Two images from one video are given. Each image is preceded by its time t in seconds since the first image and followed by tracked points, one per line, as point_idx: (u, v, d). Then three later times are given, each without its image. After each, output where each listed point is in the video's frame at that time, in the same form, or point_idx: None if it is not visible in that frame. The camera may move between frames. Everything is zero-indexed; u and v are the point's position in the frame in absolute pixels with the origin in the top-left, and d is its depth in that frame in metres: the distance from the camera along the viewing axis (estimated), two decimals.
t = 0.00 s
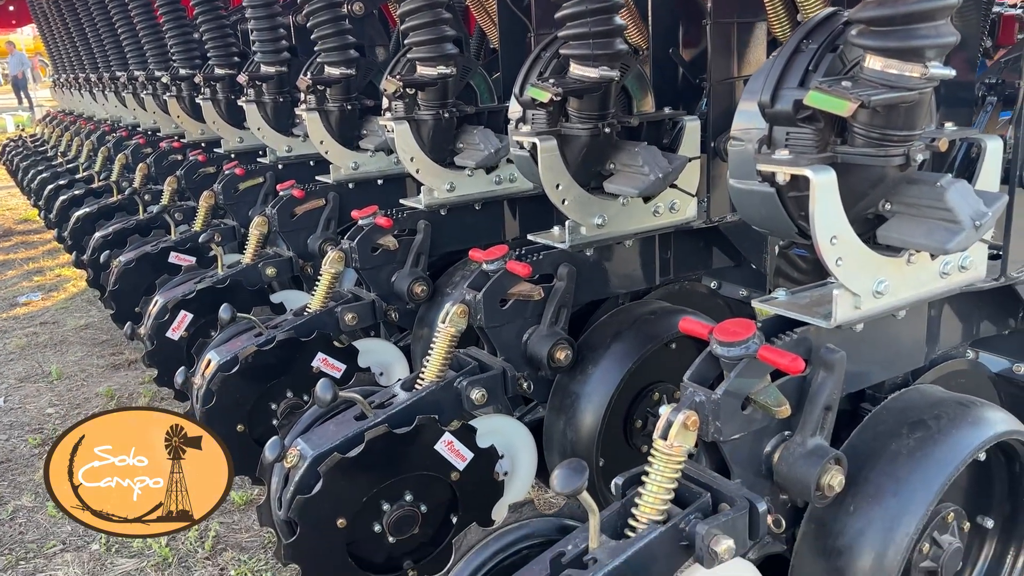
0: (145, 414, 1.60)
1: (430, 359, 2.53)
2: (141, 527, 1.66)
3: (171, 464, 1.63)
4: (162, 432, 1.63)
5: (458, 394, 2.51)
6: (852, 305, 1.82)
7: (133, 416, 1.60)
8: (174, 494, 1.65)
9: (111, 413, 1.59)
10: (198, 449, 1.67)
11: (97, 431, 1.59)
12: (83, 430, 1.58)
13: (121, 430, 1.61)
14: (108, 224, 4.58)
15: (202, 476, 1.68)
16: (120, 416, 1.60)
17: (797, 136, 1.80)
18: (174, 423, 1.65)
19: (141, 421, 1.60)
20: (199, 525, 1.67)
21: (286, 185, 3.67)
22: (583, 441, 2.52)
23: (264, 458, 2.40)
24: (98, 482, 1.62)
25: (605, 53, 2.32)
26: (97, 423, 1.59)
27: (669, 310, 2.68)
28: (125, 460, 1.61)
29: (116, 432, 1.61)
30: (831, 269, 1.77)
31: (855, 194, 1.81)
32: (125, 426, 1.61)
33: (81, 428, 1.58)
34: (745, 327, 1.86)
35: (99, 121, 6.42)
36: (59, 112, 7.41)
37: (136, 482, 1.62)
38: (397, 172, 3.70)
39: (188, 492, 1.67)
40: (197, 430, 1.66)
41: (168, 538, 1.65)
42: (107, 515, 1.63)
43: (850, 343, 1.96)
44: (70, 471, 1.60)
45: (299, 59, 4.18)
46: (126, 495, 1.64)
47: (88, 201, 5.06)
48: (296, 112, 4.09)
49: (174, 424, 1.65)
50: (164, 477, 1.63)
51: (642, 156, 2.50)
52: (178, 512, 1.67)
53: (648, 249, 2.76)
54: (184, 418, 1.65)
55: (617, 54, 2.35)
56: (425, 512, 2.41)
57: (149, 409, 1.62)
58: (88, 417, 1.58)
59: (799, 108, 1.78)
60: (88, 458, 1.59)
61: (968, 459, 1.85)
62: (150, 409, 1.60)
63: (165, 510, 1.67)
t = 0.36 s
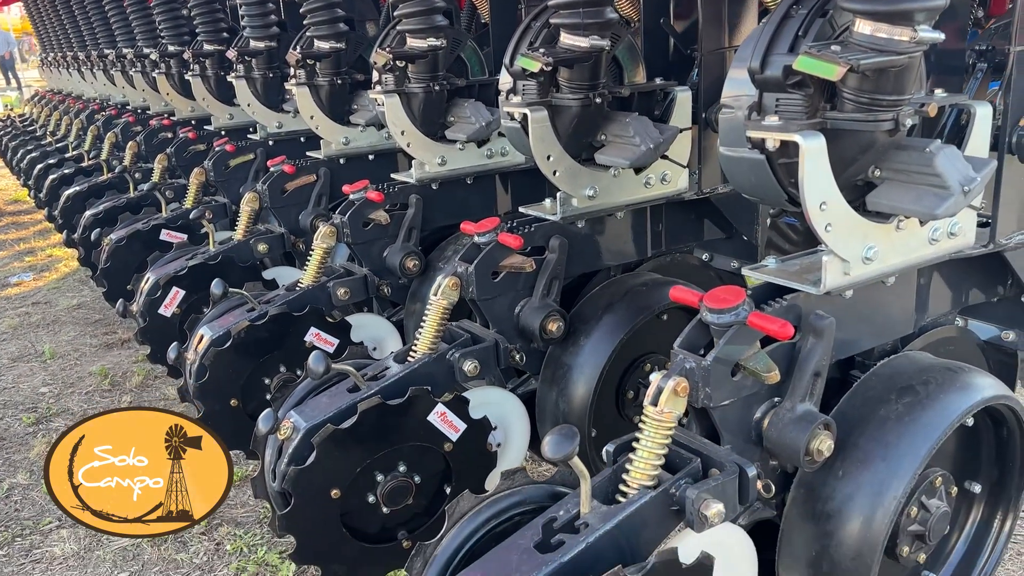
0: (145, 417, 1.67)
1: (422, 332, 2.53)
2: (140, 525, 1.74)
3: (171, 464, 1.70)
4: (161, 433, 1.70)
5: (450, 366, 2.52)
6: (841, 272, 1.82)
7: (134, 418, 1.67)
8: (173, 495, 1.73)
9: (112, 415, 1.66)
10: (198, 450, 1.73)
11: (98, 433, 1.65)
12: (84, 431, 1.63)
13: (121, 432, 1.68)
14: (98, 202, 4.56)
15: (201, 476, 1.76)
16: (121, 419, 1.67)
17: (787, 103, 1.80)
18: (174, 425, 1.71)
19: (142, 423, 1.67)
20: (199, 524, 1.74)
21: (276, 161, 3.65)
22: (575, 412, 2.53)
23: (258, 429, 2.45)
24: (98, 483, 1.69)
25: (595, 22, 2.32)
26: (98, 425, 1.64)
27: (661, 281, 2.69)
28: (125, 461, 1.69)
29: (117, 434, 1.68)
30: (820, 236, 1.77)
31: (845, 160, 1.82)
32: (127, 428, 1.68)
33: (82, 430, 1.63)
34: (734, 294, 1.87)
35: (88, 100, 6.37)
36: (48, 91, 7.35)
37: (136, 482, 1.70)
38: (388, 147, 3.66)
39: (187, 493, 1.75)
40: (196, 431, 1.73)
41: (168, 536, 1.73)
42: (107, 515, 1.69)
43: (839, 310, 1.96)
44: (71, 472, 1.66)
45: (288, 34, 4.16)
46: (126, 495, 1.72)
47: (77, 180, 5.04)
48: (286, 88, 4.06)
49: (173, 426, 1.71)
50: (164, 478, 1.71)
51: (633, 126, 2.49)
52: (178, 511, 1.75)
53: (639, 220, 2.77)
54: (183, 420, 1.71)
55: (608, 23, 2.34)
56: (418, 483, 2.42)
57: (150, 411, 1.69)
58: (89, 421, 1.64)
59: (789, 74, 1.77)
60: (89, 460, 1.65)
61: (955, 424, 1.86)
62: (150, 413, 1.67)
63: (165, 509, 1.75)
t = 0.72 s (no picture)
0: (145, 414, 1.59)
1: (414, 302, 2.54)
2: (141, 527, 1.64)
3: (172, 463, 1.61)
4: (161, 432, 1.61)
5: (442, 337, 2.52)
6: (829, 236, 1.83)
7: (134, 416, 1.59)
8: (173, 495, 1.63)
9: (112, 413, 1.57)
10: (198, 450, 1.63)
11: (98, 432, 1.56)
12: (83, 431, 1.54)
13: (123, 430, 1.59)
14: (87, 179, 4.54)
15: (203, 477, 1.65)
16: (122, 416, 1.58)
17: (775, 66, 1.80)
18: (175, 423, 1.62)
19: (142, 421, 1.59)
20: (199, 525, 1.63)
21: (266, 135, 3.63)
22: (567, 381, 2.53)
23: (250, 400, 2.46)
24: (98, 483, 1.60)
25: None
26: (98, 423, 1.55)
27: (652, 251, 2.69)
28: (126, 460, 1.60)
29: (117, 433, 1.59)
30: (809, 199, 1.78)
31: (833, 123, 1.82)
32: (127, 427, 1.59)
33: (81, 429, 1.54)
34: (723, 259, 1.87)
35: (76, 78, 6.31)
36: (36, 69, 7.28)
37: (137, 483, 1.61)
38: (378, 121, 3.64)
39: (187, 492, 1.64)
40: (197, 430, 1.63)
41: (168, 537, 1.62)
42: (106, 516, 1.60)
43: (828, 274, 1.97)
44: (70, 471, 1.57)
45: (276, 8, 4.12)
46: (126, 495, 1.62)
47: (67, 158, 5.02)
48: (275, 63, 4.04)
49: (174, 425, 1.62)
50: (164, 479, 1.62)
51: (623, 95, 2.48)
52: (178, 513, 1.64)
53: (631, 191, 2.76)
54: (182, 419, 1.62)
55: None
56: (411, 452, 2.44)
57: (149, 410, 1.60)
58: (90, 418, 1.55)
59: (777, 37, 1.75)
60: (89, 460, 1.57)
61: (943, 385, 1.88)
62: (149, 411, 1.59)
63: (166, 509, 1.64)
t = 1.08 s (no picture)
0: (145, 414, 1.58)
1: (402, 274, 2.53)
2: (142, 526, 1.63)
3: (171, 464, 1.60)
4: (161, 432, 1.59)
5: (430, 309, 2.51)
6: (816, 200, 1.82)
7: (133, 416, 1.57)
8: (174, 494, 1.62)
9: (112, 414, 1.56)
10: (198, 450, 1.61)
11: (98, 432, 1.55)
12: (83, 431, 1.53)
13: (123, 431, 1.58)
14: (75, 157, 4.50)
15: (202, 477, 1.63)
16: (122, 416, 1.57)
17: (761, 29, 1.78)
18: (175, 423, 1.60)
19: (142, 422, 1.58)
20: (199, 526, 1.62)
21: (253, 110, 3.63)
22: (555, 352, 2.53)
23: (238, 372, 2.46)
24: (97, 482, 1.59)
25: None
26: (98, 424, 1.54)
27: (641, 221, 2.68)
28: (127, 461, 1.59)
29: (117, 434, 1.58)
30: (795, 163, 1.77)
31: (819, 86, 1.79)
32: (127, 426, 1.58)
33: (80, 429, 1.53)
34: (709, 225, 1.86)
35: (62, 56, 6.24)
36: (22, 48, 7.20)
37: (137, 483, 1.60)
38: (365, 95, 3.59)
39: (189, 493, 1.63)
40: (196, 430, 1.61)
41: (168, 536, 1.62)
42: (106, 515, 1.60)
43: (815, 240, 1.96)
44: (70, 471, 1.56)
45: None
46: (126, 495, 1.62)
47: (54, 136, 4.98)
48: (262, 37, 3.99)
49: (173, 424, 1.60)
50: (165, 480, 1.61)
51: (611, 63, 2.46)
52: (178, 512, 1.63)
53: (620, 161, 2.76)
54: (182, 418, 1.59)
55: None
56: (401, 423, 2.44)
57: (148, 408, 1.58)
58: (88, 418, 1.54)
59: None
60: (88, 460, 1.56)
61: (929, 350, 1.88)
62: (149, 411, 1.57)
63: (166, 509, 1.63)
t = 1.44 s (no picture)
0: (146, 414, 1.58)
1: (388, 246, 2.52)
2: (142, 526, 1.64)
3: (171, 463, 1.61)
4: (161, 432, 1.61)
5: (417, 281, 2.50)
6: (802, 165, 1.81)
7: (133, 417, 1.58)
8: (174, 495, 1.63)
9: (112, 413, 1.56)
10: (198, 449, 1.62)
11: (98, 433, 1.56)
12: (84, 431, 1.53)
13: (123, 431, 1.59)
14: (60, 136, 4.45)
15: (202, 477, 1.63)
16: (122, 417, 1.58)
17: None
18: (175, 423, 1.61)
19: (142, 422, 1.58)
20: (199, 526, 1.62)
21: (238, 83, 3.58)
22: (544, 325, 2.52)
23: (224, 345, 2.45)
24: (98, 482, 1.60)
25: None
26: (98, 424, 1.55)
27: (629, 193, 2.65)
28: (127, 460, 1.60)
29: (117, 435, 1.59)
30: (781, 127, 1.75)
31: (807, 50, 1.76)
32: (127, 427, 1.58)
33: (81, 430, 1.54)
34: (695, 191, 1.85)
35: (46, 33, 6.15)
36: (5, 26, 7.10)
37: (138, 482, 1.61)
38: (352, 69, 3.53)
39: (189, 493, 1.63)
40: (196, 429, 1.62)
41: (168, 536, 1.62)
42: (106, 516, 1.60)
43: (802, 206, 1.94)
44: (70, 471, 1.57)
45: None
46: (126, 495, 1.63)
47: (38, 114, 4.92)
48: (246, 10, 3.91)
49: (174, 424, 1.61)
50: (165, 480, 1.61)
51: (598, 31, 2.42)
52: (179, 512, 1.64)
53: (608, 132, 2.75)
54: (182, 418, 1.61)
55: None
56: (389, 396, 2.43)
57: (149, 408, 1.59)
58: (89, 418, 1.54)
59: None
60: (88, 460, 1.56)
61: (914, 317, 1.88)
62: (149, 411, 1.58)
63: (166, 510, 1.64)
